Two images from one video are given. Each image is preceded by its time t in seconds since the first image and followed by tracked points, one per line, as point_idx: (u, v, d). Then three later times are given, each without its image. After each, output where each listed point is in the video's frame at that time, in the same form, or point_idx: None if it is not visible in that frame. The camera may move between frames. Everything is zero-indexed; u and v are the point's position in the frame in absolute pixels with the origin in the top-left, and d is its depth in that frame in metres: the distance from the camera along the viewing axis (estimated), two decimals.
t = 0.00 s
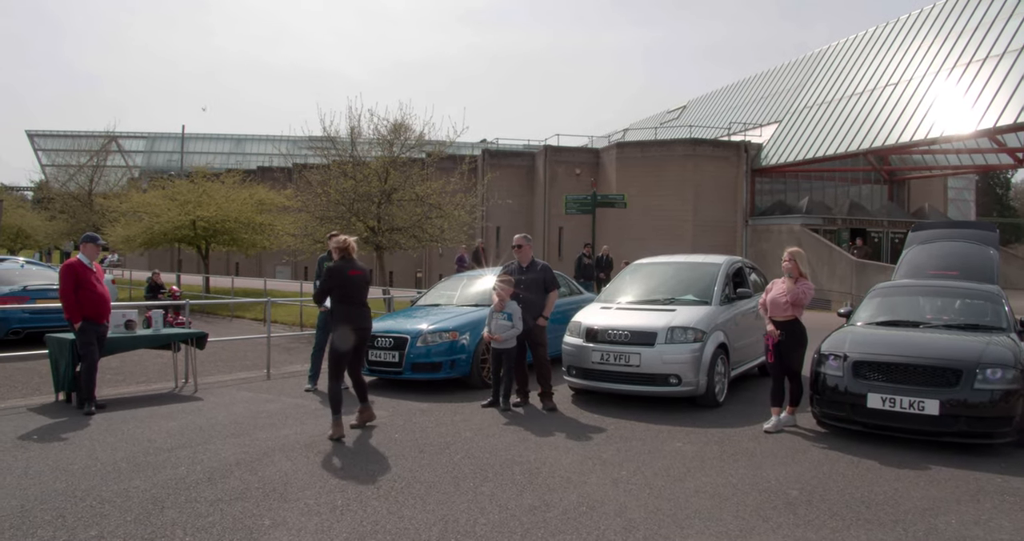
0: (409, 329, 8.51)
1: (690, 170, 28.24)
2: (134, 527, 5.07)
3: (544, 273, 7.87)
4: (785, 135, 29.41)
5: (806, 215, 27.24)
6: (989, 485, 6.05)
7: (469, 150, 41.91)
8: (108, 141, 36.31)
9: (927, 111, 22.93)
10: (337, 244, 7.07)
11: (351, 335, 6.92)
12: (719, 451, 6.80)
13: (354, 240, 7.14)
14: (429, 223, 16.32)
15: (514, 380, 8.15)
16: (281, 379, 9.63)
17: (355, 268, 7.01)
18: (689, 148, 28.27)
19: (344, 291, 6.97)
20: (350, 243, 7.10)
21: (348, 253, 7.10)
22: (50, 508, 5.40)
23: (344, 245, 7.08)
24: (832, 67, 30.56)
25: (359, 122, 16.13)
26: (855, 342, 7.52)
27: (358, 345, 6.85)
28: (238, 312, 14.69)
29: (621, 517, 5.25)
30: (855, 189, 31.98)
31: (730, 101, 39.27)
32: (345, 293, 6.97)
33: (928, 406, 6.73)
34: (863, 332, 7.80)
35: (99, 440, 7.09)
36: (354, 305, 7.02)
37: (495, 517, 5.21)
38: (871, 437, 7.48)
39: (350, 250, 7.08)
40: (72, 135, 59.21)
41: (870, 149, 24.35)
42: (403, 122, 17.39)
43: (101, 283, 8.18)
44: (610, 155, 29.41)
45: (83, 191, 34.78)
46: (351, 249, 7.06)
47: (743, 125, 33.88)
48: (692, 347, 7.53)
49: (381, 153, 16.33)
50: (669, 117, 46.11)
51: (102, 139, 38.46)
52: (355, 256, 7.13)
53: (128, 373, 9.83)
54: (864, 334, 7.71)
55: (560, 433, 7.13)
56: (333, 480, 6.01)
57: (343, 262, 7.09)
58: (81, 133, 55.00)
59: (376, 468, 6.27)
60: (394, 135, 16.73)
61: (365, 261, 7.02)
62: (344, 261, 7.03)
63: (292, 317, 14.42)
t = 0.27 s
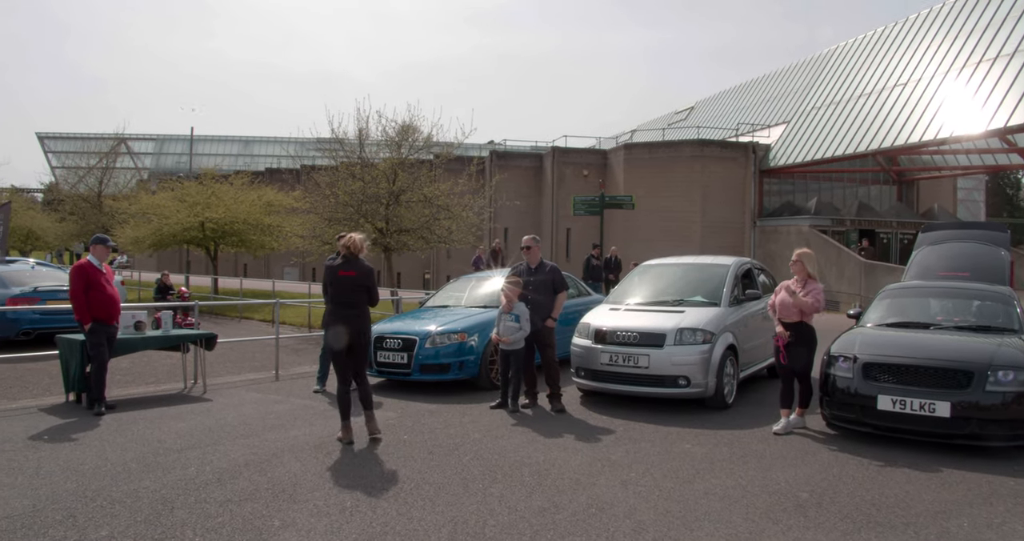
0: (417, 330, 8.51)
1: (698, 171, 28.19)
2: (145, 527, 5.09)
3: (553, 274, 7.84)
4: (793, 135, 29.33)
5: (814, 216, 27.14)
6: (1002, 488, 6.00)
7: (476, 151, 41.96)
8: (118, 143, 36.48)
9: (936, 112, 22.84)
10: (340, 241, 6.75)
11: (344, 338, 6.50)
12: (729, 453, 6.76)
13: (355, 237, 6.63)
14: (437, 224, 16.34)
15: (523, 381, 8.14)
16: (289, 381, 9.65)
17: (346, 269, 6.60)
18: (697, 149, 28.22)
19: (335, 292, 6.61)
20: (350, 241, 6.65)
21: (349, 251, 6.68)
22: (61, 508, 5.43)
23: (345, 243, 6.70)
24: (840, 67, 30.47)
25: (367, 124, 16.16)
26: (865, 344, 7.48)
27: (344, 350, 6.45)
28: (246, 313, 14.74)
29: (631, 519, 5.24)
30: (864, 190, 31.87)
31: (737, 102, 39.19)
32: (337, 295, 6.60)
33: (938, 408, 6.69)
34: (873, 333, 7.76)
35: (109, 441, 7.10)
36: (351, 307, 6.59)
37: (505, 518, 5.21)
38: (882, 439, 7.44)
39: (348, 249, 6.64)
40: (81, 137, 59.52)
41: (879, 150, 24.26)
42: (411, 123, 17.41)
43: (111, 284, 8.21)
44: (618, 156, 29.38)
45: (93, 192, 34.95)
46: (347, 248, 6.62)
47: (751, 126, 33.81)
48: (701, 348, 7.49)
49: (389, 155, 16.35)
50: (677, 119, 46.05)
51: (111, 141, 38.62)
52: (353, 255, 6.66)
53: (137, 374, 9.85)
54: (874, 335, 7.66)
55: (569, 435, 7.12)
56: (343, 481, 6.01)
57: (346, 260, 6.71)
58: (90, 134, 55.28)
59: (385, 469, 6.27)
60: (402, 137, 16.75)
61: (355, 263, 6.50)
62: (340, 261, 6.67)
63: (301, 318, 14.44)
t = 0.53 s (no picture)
0: (426, 331, 8.52)
1: (706, 172, 28.16)
2: (155, 527, 5.10)
3: (562, 275, 7.84)
4: (802, 136, 29.24)
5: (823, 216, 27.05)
6: (1015, 491, 5.95)
7: (483, 153, 41.98)
8: (127, 145, 36.64)
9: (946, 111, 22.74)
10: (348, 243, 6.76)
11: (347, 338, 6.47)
12: (739, 454, 6.73)
13: (361, 238, 6.60)
14: (445, 225, 16.36)
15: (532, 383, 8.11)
16: (298, 382, 9.67)
17: (350, 270, 6.56)
18: (705, 150, 28.20)
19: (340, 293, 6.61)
20: (355, 242, 6.63)
21: (356, 251, 6.66)
22: (73, 508, 5.45)
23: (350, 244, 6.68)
24: (849, 67, 30.36)
25: (375, 125, 16.18)
26: (875, 345, 7.43)
27: (347, 350, 6.40)
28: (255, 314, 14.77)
29: (641, 520, 5.22)
30: (873, 190, 31.73)
31: (745, 102, 39.09)
32: (342, 296, 6.58)
33: (949, 410, 6.62)
34: (884, 334, 7.70)
35: (119, 441, 7.12)
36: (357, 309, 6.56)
37: (515, 519, 5.20)
38: (893, 440, 7.39)
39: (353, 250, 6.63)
40: (91, 139, 59.84)
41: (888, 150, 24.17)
42: (420, 125, 17.43)
43: (121, 285, 8.24)
44: (625, 157, 29.36)
45: (103, 194, 35.11)
46: (351, 248, 6.57)
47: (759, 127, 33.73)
48: (711, 350, 7.45)
49: (398, 156, 16.37)
50: (684, 120, 45.96)
51: (120, 142, 38.79)
52: (357, 257, 6.62)
53: (147, 375, 9.89)
54: (885, 337, 7.61)
55: (578, 436, 7.09)
56: (353, 482, 6.00)
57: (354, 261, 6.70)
58: (99, 136, 55.49)
59: (394, 470, 6.26)
60: (410, 138, 16.76)
61: (359, 263, 6.47)
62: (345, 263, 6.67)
63: (309, 319, 14.47)
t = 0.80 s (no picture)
0: (434, 332, 8.52)
1: (714, 173, 28.12)
2: (165, 528, 5.12)
3: (570, 275, 7.83)
4: (810, 137, 29.16)
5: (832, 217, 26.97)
6: None
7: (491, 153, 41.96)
8: (136, 146, 36.75)
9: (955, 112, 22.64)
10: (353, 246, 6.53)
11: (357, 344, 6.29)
12: (748, 455, 6.69)
13: (372, 241, 6.41)
14: (453, 225, 16.38)
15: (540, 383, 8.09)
16: (306, 382, 9.69)
17: (363, 272, 6.36)
18: (714, 151, 28.18)
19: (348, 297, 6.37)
20: (364, 244, 6.43)
21: (366, 254, 6.46)
22: (83, 508, 5.47)
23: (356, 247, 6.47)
24: (858, 67, 30.25)
25: (383, 126, 16.20)
26: (884, 346, 7.38)
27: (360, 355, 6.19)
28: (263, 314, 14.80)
29: (649, 521, 5.19)
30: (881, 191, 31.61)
31: (753, 103, 38.99)
32: (353, 299, 6.36)
33: (959, 411, 6.57)
34: (894, 335, 7.64)
35: (129, 442, 7.13)
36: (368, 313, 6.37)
37: (524, 520, 5.18)
38: (903, 442, 7.33)
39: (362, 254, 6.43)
40: (100, 140, 60.10)
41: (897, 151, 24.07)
42: (428, 125, 17.43)
43: (130, 285, 8.26)
44: (633, 158, 29.33)
45: (112, 195, 35.22)
46: (362, 250, 6.35)
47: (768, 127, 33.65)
48: (719, 350, 7.41)
49: (405, 157, 16.39)
50: (692, 120, 45.87)
51: (129, 143, 38.92)
52: (369, 260, 6.40)
53: (156, 375, 9.92)
54: (894, 337, 7.56)
55: (586, 436, 7.06)
56: (362, 482, 6.00)
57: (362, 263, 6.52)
58: (108, 137, 55.72)
59: (403, 470, 6.25)
60: (418, 139, 16.77)
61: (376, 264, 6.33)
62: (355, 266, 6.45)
63: (318, 320, 14.50)
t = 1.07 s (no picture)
0: (443, 332, 8.52)
1: (723, 173, 28.07)
2: (174, 527, 5.12)
3: (580, 276, 7.82)
4: (819, 137, 29.06)
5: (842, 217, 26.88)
6: None
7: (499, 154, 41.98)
8: (146, 146, 36.92)
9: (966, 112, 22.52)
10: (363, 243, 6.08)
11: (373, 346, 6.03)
12: (758, 455, 6.63)
13: (390, 238, 6.14)
14: (461, 226, 16.42)
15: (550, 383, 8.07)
16: (315, 382, 9.70)
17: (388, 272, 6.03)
18: (723, 150, 28.11)
19: (368, 296, 5.96)
20: (380, 242, 6.09)
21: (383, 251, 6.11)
22: (93, 507, 5.48)
23: (371, 244, 6.07)
24: (868, 66, 30.12)
25: (392, 126, 16.22)
26: (896, 346, 7.08)
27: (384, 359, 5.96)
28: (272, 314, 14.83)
29: (659, 522, 5.14)
30: (891, 191, 31.45)
31: (762, 103, 38.89)
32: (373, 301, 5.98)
33: (970, 412, 6.28)
34: (904, 334, 7.38)
35: (139, 441, 7.14)
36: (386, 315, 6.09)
37: (532, 521, 5.15)
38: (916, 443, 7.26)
39: (379, 250, 6.07)
40: (110, 141, 60.37)
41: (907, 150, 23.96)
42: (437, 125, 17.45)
43: (139, 285, 8.28)
44: (642, 158, 29.29)
45: (121, 195, 35.39)
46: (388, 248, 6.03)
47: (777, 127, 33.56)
48: (729, 351, 7.39)
49: (414, 157, 16.40)
50: (700, 120, 45.79)
51: (138, 144, 39.04)
52: (386, 259, 6.09)
53: (166, 375, 9.95)
54: (905, 337, 7.25)
55: (596, 437, 7.03)
56: (372, 482, 5.98)
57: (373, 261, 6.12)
58: (117, 138, 55.96)
59: (412, 471, 6.23)
60: (427, 139, 16.79)
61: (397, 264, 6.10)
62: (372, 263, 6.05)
63: (327, 320, 14.52)
